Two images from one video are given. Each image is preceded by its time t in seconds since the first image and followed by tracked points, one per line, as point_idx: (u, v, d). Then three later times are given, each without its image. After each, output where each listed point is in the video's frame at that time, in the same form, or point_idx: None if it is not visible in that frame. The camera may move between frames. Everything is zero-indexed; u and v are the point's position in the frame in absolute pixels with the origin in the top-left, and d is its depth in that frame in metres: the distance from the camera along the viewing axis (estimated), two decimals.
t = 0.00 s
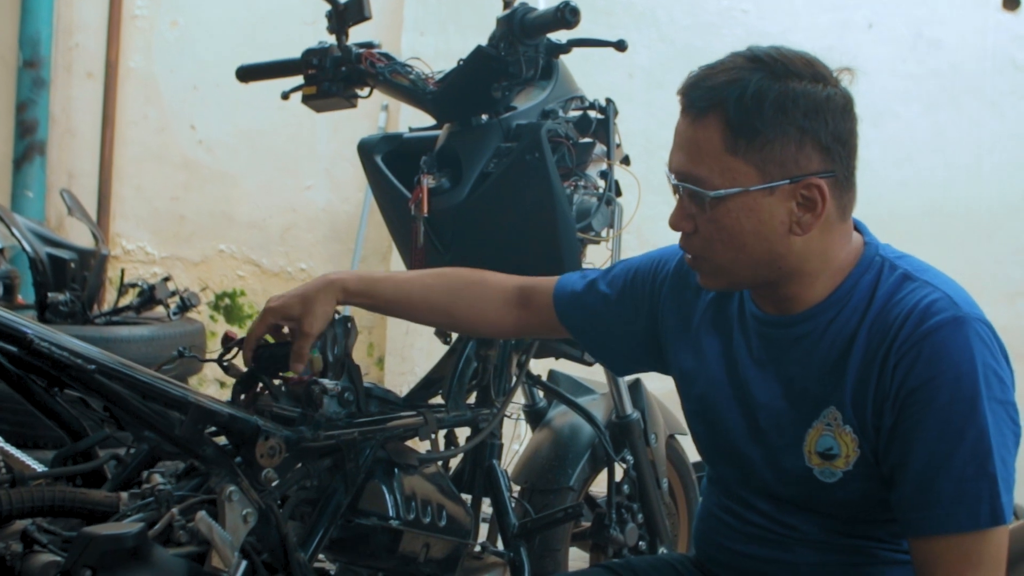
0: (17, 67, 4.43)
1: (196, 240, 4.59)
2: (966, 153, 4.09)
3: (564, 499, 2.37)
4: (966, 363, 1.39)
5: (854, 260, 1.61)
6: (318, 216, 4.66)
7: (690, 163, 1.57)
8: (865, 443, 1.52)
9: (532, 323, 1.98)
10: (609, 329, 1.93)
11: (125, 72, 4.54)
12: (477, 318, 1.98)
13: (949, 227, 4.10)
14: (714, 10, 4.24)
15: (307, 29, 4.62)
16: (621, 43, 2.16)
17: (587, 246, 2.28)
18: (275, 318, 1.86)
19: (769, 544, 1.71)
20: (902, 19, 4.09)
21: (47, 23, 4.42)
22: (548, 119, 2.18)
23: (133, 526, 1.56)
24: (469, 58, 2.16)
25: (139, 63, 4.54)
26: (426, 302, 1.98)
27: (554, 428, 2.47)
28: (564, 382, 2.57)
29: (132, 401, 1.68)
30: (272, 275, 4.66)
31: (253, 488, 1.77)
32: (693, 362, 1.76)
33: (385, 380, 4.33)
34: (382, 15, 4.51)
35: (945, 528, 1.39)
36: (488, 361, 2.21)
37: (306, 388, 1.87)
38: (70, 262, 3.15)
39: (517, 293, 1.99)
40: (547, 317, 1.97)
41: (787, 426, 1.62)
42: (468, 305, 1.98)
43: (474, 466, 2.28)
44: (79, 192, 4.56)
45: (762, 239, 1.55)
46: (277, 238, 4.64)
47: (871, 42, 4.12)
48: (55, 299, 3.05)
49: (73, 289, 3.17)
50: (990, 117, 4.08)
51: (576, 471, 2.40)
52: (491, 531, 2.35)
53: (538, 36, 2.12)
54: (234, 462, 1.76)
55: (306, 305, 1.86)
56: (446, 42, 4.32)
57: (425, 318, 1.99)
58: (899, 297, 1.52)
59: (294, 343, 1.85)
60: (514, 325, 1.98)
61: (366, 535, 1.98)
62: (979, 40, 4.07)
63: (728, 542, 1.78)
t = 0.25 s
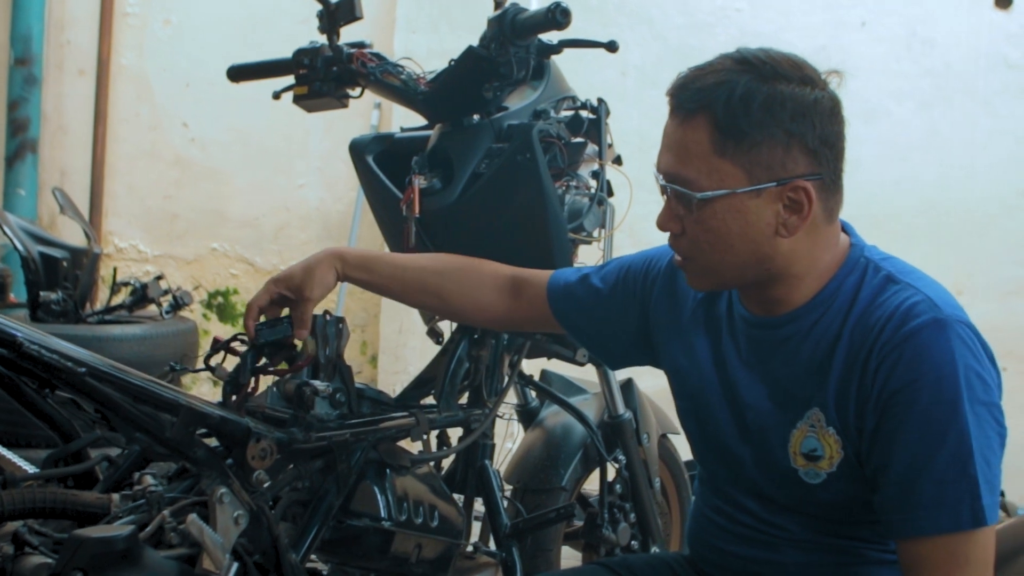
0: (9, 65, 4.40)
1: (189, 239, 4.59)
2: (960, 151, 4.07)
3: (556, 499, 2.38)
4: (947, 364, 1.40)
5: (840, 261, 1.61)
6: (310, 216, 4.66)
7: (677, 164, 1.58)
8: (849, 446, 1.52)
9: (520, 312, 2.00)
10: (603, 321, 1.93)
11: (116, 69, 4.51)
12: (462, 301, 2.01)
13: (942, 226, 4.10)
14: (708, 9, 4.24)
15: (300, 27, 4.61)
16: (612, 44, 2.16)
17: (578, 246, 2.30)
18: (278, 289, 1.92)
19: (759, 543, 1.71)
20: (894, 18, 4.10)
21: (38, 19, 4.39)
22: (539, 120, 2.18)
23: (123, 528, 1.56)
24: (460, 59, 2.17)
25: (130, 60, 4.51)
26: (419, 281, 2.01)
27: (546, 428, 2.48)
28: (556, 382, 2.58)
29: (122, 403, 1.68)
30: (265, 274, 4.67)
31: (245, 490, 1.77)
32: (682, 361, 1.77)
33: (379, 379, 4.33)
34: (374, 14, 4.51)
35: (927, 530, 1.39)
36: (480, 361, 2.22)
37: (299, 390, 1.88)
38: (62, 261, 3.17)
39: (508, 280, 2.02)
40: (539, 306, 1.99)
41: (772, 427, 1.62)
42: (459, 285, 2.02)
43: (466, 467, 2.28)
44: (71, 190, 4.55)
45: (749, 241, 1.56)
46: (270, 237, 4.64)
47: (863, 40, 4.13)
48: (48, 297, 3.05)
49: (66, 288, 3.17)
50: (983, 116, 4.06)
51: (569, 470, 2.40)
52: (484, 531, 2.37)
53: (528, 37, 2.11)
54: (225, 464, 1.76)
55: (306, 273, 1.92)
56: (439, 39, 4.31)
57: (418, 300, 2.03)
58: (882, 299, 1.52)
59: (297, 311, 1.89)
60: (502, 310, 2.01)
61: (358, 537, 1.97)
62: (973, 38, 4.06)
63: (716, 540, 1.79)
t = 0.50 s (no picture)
0: None
1: (179, 239, 4.58)
2: (949, 151, 4.08)
3: (547, 501, 2.37)
4: (904, 349, 1.38)
5: (806, 258, 1.62)
6: (301, 216, 4.58)
7: (648, 158, 1.59)
8: (816, 436, 1.52)
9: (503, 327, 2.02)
10: (586, 330, 1.94)
11: (106, 70, 4.55)
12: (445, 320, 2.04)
13: (932, 225, 4.11)
14: (698, 10, 4.25)
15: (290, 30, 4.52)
16: (602, 46, 2.14)
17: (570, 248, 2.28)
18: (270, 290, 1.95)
19: (734, 538, 1.71)
20: (885, 19, 4.10)
21: (27, 21, 4.42)
22: (530, 121, 2.17)
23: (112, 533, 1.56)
24: (449, 61, 2.15)
25: (120, 61, 4.55)
26: (405, 295, 2.04)
27: (538, 430, 2.48)
28: (547, 384, 2.59)
29: (112, 408, 1.68)
30: (256, 274, 4.60)
31: (235, 494, 1.76)
32: (659, 366, 1.77)
33: (369, 380, 4.32)
34: (365, 15, 4.50)
35: (886, 514, 1.37)
36: (471, 362, 2.21)
37: (288, 394, 1.89)
38: (52, 263, 3.14)
39: (492, 298, 2.04)
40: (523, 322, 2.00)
41: (743, 426, 1.61)
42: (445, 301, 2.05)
43: (457, 469, 2.27)
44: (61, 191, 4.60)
45: (719, 234, 1.56)
46: (260, 237, 4.58)
47: (853, 41, 4.14)
48: (37, 299, 3.03)
49: (56, 290, 3.15)
50: (973, 117, 4.07)
51: (560, 472, 2.40)
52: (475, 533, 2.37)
53: (518, 40, 2.11)
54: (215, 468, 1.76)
55: (297, 274, 1.95)
56: (429, 39, 4.31)
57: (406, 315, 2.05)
58: (845, 292, 1.52)
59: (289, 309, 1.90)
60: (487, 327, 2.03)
61: (349, 539, 1.97)
62: (963, 38, 4.07)
63: (701, 539, 1.77)
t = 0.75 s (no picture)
0: None
1: (176, 242, 4.58)
2: (945, 153, 4.09)
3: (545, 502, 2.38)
4: (833, 328, 1.38)
5: (771, 251, 1.60)
6: (298, 218, 4.57)
7: (620, 154, 1.59)
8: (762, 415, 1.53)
9: (505, 358, 2.06)
10: (580, 341, 2.00)
11: (102, 73, 4.55)
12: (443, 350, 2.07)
13: (929, 225, 4.11)
14: (694, 12, 4.25)
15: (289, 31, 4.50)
16: (598, 47, 2.14)
17: (566, 249, 2.30)
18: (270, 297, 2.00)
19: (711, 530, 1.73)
20: (881, 21, 4.11)
21: (23, 23, 4.41)
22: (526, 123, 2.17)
23: (110, 534, 1.55)
24: (446, 62, 2.16)
25: (116, 63, 4.55)
26: (408, 317, 2.10)
27: (534, 432, 2.44)
28: (545, 386, 2.58)
29: (108, 410, 1.68)
30: (253, 277, 4.59)
31: (232, 495, 1.76)
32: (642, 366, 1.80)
33: (367, 382, 4.33)
34: (361, 17, 4.50)
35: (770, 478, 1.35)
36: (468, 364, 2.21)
37: (285, 395, 1.89)
38: (48, 265, 3.14)
39: (493, 325, 2.09)
40: (523, 344, 2.05)
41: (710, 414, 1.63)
42: (442, 327, 2.09)
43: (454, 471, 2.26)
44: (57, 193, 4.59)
45: (690, 228, 1.56)
46: (257, 239, 4.57)
47: (849, 43, 4.14)
48: (33, 302, 3.03)
49: (51, 293, 3.14)
50: (969, 118, 4.08)
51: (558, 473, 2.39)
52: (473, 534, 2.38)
53: (515, 41, 2.11)
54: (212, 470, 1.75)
55: (301, 286, 2.01)
56: (426, 41, 4.31)
57: (405, 339, 2.09)
58: (797, 274, 1.52)
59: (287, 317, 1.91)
60: (489, 360, 2.07)
61: (345, 541, 1.96)
62: (959, 40, 4.08)
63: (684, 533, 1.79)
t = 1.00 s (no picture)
0: None
1: (174, 237, 4.57)
2: (944, 146, 4.09)
3: (545, 497, 2.36)
4: (748, 293, 1.47)
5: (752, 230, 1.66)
6: (297, 212, 4.72)
7: (610, 138, 1.64)
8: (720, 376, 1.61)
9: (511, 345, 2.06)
10: (588, 328, 2.02)
11: (99, 67, 4.46)
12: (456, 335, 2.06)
13: (927, 218, 4.10)
14: (694, 6, 4.24)
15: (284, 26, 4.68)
16: (598, 40, 2.12)
17: (566, 243, 2.29)
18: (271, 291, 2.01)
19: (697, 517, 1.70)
20: (880, 15, 4.11)
21: (20, 19, 4.34)
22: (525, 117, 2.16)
23: (107, 531, 1.54)
24: (444, 57, 2.15)
25: (115, 58, 4.46)
26: (412, 313, 2.08)
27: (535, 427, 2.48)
28: (545, 379, 2.57)
29: (107, 405, 1.67)
30: (252, 271, 4.68)
31: (231, 491, 1.76)
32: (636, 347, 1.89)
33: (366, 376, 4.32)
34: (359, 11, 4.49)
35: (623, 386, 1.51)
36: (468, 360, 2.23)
37: (284, 390, 1.93)
38: (46, 261, 3.13)
39: (499, 315, 2.10)
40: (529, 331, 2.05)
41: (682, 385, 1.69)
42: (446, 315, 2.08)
43: (453, 465, 2.27)
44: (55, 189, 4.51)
45: (679, 207, 1.61)
46: (257, 233, 4.67)
47: (849, 36, 4.13)
48: (31, 297, 3.03)
49: (50, 288, 3.13)
50: (968, 110, 4.08)
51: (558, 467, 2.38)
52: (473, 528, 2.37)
53: (513, 35, 2.12)
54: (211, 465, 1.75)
55: (302, 282, 2.03)
56: (424, 35, 4.31)
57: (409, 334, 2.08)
58: (762, 246, 1.60)
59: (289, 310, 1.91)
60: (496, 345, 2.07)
61: (346, 537, 1.95)
62: (959, 33, 4.08)
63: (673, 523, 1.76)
